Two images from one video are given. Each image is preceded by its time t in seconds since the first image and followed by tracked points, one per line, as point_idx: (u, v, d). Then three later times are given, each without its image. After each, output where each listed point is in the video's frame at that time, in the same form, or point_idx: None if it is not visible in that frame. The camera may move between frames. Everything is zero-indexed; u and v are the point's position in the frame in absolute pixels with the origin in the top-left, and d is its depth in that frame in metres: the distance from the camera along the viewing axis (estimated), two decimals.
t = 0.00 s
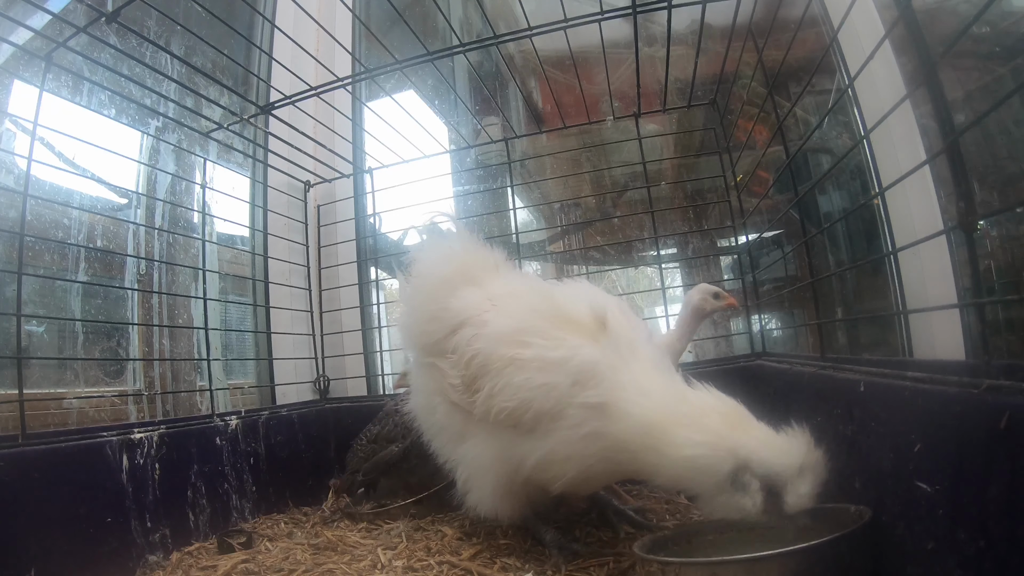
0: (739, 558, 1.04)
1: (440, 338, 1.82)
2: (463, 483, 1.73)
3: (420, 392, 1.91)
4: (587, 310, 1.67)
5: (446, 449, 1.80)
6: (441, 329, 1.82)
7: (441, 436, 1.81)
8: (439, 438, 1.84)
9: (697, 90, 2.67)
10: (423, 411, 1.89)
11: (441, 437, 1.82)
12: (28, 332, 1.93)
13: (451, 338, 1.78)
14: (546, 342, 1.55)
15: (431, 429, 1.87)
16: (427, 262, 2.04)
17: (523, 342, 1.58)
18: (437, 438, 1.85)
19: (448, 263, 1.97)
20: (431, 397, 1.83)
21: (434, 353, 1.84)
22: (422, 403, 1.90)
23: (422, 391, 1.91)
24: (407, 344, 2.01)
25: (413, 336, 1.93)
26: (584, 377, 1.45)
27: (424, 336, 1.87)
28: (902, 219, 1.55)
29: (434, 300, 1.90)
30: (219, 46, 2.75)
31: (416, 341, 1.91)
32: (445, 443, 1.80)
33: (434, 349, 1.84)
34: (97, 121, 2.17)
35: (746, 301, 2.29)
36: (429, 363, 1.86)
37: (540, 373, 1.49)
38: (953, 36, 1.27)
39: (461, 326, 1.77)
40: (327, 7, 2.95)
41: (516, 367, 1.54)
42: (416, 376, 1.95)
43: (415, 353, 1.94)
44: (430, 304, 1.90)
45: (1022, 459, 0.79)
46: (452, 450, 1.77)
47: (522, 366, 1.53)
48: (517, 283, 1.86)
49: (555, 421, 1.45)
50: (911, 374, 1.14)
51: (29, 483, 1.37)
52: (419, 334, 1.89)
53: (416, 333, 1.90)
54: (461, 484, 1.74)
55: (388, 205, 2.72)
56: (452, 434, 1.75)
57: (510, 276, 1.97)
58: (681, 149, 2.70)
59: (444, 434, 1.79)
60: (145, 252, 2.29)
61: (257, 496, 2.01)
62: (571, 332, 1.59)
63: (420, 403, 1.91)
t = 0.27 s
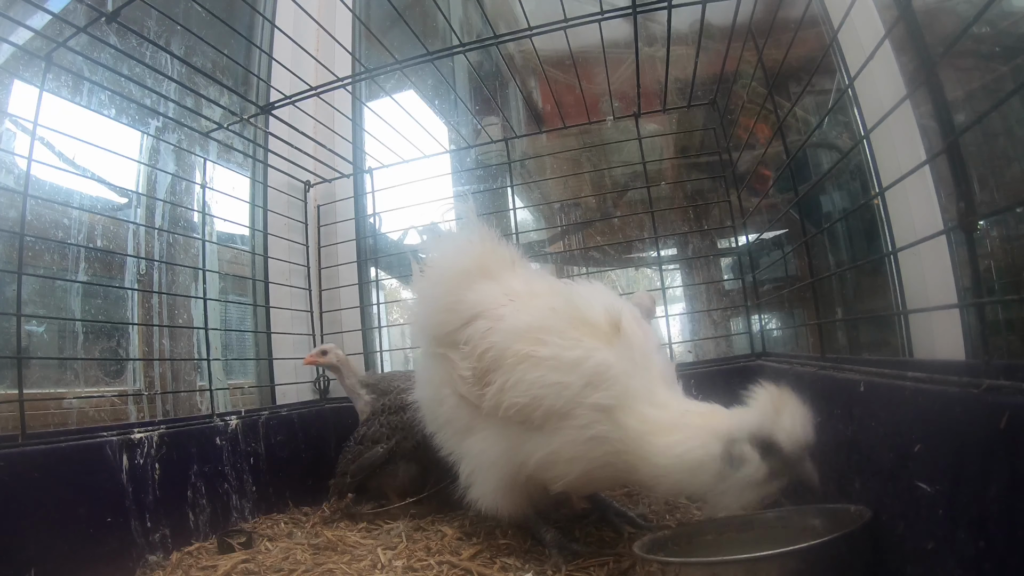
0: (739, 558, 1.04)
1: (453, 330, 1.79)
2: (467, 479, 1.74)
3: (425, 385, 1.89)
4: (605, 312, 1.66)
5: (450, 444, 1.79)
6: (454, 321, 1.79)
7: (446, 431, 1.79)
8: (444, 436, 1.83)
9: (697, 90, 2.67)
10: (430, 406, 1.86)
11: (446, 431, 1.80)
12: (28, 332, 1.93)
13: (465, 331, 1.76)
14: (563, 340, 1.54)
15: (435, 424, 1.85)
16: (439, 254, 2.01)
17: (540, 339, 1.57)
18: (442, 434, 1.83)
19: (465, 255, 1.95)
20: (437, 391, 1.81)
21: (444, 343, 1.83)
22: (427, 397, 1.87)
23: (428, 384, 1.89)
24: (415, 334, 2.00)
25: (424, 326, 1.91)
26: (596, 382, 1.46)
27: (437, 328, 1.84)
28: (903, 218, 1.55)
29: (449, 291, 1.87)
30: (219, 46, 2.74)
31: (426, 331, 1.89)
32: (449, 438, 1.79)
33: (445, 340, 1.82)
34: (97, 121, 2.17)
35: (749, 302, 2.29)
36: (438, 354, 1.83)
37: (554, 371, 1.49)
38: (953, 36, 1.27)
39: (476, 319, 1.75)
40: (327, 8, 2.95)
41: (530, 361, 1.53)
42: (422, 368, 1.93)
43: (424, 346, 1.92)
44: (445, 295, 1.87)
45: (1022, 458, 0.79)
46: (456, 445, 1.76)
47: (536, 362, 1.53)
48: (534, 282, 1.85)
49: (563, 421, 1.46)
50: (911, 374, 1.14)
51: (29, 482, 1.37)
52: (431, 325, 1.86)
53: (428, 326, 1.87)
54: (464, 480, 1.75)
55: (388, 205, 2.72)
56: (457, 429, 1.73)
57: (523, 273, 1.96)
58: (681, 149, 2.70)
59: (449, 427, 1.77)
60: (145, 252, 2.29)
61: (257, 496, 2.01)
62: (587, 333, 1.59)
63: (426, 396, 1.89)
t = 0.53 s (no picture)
0: (739, 558, 1.04)
1: (448, 327, 1.78)
2: (473, 478, 1.67)
3: (424, 384, 1.86)
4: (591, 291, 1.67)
5: (453, 444, 1.73)
6: (448, 317, 1.78)
7: (448, 432, 1.75)
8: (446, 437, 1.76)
9: (697, 90, 2.67)
10: (430, 405, 1.82)
11: (448, 431, 1.74)
12: (28, 332, 1.93)
13: (460, 326, 1.73)
14: (559, 325, 1.53)
15: (436, 425, 1.81)
16: (432, 249, 1.99)
17: (536, 325, 1.55)
18: (444, 434, 1.77)
19: (458, 251, 1.93)
20: (436, 389, 1.79)
21: (440, 342, 1.81)
22: (427, 395, 1.83)
23: (426, 383, 1.86)
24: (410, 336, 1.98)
25: (419, 324, 1.89)
26: (594, 360, 1.44)
27: (432, 325, 1.82)
28: (903, 218, 1.55)
29: (442, 287, 1.85)
30: (219, 46, 2.74)
31: (422, 332, 1.87)
32: (452, 438, 1.73)
33: (441, 338, 1.79)
34: (97, 120, 2.17)
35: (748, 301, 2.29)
36: (436, 351, 1.81)
37: (554, 354, 1.47)
38: (953, 36, 1.27)
39: (470, 313, 1.73)
40: (327, 7, 2.95)
41: (529, 347, 1.51)
42: (420, 368, 1.91)
43: (420, 344, 1.90)
44: (438, 291, 1.86)
45: (1022, 458, 0.79)
46: (460, 446, 1.70)
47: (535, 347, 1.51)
48: (528, 272, 1.84)
49: (571, 403, 1.43)
50: (911, 374, 1.14)
51: (29, 482, 1.37)
52: (426, 322, 1.84)
53: (423, 323, 1.85)
54: (472, 481, 1.69)
55: (388, 205, 2.72)
56: (460, 427, 1.69)
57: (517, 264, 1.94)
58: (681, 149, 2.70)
59: (452, 426, 1.71)
60: (145, 252, 2.29)
61: (257, 496, 2.01)
62: (582, 314, 1.59)
63: (425, 395, 1.86)
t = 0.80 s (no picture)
0: (738, 558, 1.04)
1: (443, 330, 1.76)
2: (487, 479, 1.63)
3: (425, 392, 1.83)
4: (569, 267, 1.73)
5: (462, 448, 1.67)
6: (442, 321, 1.76)
7: (451, 435, 1.72)
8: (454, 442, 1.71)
9: (697, 90, 2.67)
10: (434, 410, 1.77)
11: (455, 436, 1.69)
12: (28, 332, 1.93)
13: (455, 329, 1.71)
14: (555, 302, 1.54)
15: (439, 430, 1.77)
16: (422, 254, 1.99)
17: (531, 308, 1.55)
18: (450, 440, 1.72)
19: (444, 255, 1.94)
20: (438, 394, 1.75)
21: (438, 348, 1.78)
22: (429, 401, 1.79)
23: (427, 390, 1.82)
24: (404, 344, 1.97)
25: (412, 332, 1.87)
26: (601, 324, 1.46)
27: (426, 333, 1.80)
28: (903, 218, 1.55)
29: (432, 292, 1.84)
30: (219, 46, 2.74)
31: (417, 340, 1.85)
32: (460, 442, 1.68)
33: (440, 342, 1.77)
34: (97, 120, 2.17)
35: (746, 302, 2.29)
36: (435, 358, 1.79)
37: (558, 328, 1.47)
38: (953, 36, 1.27)
39: (463, 314, 1.71)
40: (327, 7, 2.95)
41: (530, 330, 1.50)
42: (420, 380, 1.88)
43: (418, 353, 1.88)
44: (428, 297, 1.85)
45: (1021, 458, 0.79)
46: (470, 449, 1.65)
47: (534, 328, 1.50)
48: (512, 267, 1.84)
49: (591, 372, 1.41)
50: (911, 374, 1.14)
51: (29, 482, 1.37)
52: (420, 331, 1.83)
53: (417, 330, 1.84)
54: (488, 486, 1.64)
55: (388, 205, 2.72)
56: (470, 428, 1.64)
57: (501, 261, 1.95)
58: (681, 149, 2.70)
59: (461, 429, 1.66)
60: (145, 252, 2.29)
61: (257, 496, 2.01)
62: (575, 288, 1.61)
63: (427, 402, 1.82)
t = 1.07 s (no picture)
0: (738, 558, 1.04)
1: (434, 332, 1.75)
2: (493, 477, 1.61)
3: (423, 397, 1.81)
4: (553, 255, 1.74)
5: (465, 448, 1.66)
6: (432, 323, 1.76)
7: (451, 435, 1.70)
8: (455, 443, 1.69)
9: (697, 90, 2.67)
10: (434, 412, 1.75)
11: (458, 436, 1.67)
12: (28, 332, 1.93)
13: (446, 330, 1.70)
14: (544, 287, 1.54)
15: (438, 433, 1.75)
16: (410, 257, 1.99)
17: (520, 297, 1.55)
18: (452, 441, 1.70)
19: (429, 259, 1.95)
20: (436, 395, 1.74)
21: (432, 352, 1.77)
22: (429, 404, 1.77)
23: (424, 394, 1.80)
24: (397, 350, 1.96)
25: (403, 336, 1.87)
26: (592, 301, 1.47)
27: (418, 337, 1.80)
28: (903, 218, 1.55)
29: (420, 296, 1.84)
30: (219, 46, 2.74)
31: (410, 346, 1.84)
32: (463, 441, 1.66)
33: (432, 345, 1.76)
34: (97, 120, 2.17)
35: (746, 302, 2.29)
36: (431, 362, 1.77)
37: (550, 311, 1.47)
38: (954, 35, 1.26)
39: (451, 313, 1.71)
40: (327, 7, 2.95)
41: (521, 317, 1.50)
42: (417, 387, 1.85)
43: (412, 358, 1.86)
44: (416, 301, 1.85)
45: (1022, 458, 0.79)
46: (473, 448, 1.63)
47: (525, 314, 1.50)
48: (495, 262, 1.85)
49: (590, 349, 1.42)
50: (911, 374, 1.14)
51: (29, 482, 1.37)
52: (411, 335, 1.82)
53: (407, 334, 1.83)
54: (495, 486, 1.62)
55: (388, 205, 2.72)
56: (472, 426, 1.62)
57: (485, 259, 1.96)
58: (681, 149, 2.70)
59: (464, 429, 1.64)
60: (145, 252, 2.29)
61: (257, 496, 2.01)
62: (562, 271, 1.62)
63: (424, 406, 1.80)
